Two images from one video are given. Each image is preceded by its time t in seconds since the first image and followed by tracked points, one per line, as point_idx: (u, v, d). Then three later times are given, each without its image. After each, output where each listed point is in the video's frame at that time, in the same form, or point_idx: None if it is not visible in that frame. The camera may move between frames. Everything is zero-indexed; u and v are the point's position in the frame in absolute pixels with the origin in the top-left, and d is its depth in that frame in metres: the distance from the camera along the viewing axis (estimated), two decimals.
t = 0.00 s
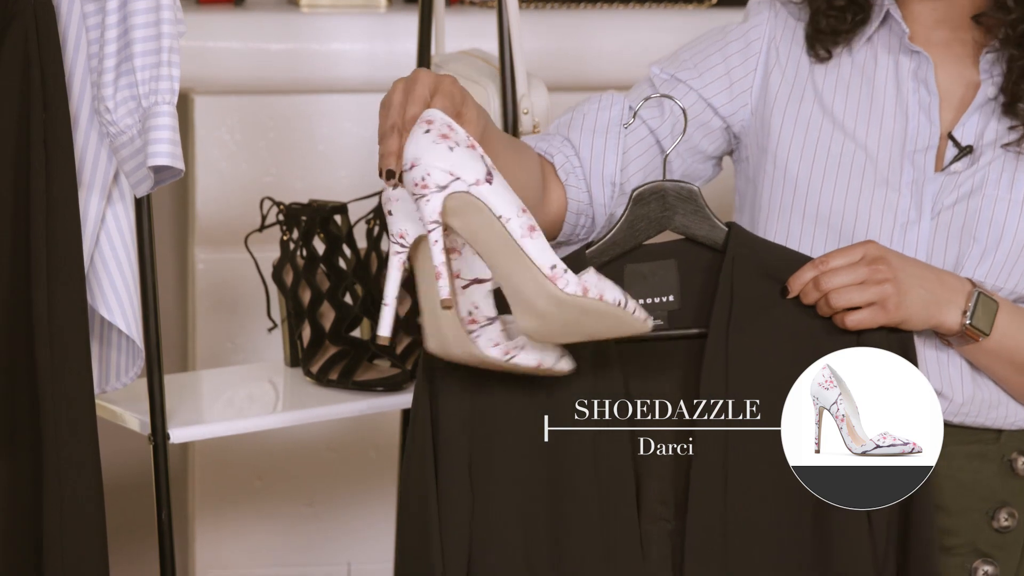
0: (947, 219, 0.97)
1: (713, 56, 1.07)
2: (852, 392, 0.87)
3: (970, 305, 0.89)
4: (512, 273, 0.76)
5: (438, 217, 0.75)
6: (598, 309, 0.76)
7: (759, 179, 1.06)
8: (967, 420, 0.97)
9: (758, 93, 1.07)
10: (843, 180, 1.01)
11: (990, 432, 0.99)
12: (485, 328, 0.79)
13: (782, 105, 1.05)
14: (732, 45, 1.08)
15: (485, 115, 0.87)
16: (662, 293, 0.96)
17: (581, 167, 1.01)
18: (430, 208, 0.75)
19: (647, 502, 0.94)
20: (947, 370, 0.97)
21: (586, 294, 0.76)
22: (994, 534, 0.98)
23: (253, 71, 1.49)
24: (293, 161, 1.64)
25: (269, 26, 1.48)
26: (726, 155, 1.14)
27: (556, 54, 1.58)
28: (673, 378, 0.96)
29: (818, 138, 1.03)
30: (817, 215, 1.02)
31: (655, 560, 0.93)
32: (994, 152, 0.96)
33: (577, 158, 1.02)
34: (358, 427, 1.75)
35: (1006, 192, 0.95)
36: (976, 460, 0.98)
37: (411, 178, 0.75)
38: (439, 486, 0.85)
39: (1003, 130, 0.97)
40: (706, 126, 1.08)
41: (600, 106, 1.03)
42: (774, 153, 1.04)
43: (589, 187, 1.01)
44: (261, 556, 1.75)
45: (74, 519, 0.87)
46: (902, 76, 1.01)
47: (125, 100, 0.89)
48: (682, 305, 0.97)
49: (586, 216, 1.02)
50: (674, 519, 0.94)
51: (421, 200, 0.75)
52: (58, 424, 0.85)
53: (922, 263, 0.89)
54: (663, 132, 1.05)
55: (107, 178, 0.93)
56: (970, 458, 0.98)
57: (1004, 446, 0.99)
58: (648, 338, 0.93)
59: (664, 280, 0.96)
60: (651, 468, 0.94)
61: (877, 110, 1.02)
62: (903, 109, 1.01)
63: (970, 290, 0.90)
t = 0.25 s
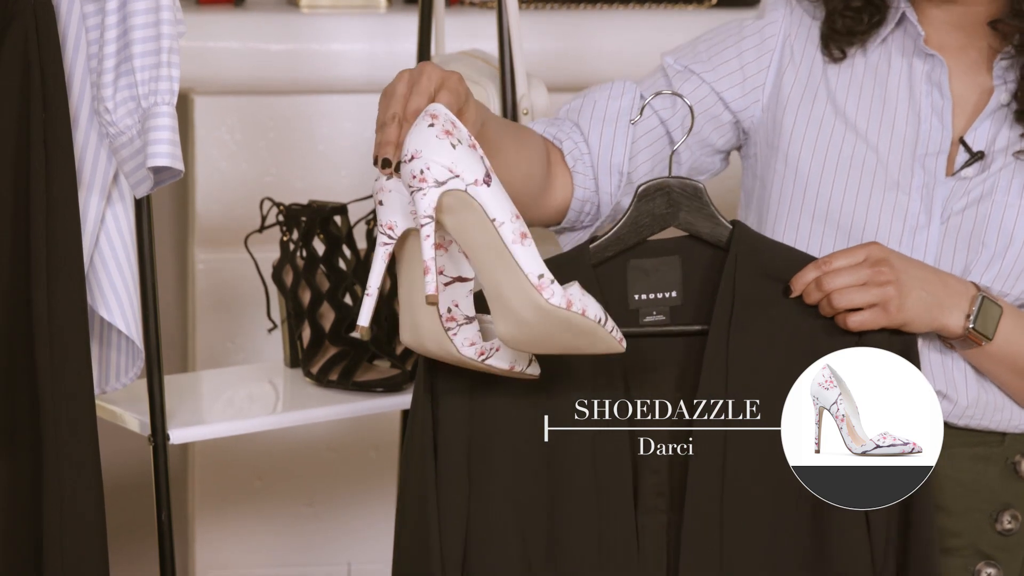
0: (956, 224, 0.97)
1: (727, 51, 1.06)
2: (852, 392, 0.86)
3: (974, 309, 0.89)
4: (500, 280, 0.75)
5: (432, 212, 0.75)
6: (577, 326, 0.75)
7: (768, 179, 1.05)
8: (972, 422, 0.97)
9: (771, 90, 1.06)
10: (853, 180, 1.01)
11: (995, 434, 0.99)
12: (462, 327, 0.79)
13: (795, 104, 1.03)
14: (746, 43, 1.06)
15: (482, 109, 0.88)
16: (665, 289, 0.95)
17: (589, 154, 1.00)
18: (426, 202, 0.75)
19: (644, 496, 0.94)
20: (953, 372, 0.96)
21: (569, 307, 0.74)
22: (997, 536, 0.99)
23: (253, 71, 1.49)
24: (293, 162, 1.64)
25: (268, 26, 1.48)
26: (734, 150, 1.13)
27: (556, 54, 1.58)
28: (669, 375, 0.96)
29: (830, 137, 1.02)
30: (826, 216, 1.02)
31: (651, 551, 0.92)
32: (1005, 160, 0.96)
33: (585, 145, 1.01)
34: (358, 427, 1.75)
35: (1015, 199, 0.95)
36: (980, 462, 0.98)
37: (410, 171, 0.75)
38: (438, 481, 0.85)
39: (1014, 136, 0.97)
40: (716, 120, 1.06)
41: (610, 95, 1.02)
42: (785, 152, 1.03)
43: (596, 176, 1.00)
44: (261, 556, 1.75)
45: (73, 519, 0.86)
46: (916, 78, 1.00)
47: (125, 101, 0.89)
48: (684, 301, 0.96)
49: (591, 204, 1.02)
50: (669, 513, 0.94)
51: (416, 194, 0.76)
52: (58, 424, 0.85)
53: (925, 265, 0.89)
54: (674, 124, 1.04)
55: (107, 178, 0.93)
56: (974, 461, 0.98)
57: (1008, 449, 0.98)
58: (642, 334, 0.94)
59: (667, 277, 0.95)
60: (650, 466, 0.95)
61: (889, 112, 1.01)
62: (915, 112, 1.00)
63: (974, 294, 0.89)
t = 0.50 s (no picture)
0: (966, 227, 0.97)
1: (739, 46, 1.06)
2: (851, 392, 0.86)
3: (982, 312, 0.88)
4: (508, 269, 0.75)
5: (439, 200, 0.75)
6: (585, 314, 0.76)
7: (778, 178, 1.06)
8: (980, 425, 0.96)
9: (782, 88, 1.06)
10: (863, 180, 1.01)
11: (1002, 438, 0.98)
12: (468, 319, 0.79)
13: (806, 103, 1.03)
14: (760, 40, 1.06)
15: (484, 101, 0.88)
16: (671, 289, 0.96)
17: (598, 146, 1.01)
18: (432, 191, 0.75)
19: (648, 495, 0.94)
20: (960, 376, 0.95)
21: (580, 294, 0.75)
22: (1004, 540, 0.98)
23: (253, 72, 1.49)
24: (293, 162, 1.64)
25: (268, 27, 1.48)
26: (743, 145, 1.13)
27: (556, 55, 1.58)
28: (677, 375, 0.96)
29: (841, 137, 1.02)
30: (836, 216, 1.02)
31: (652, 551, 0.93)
32: (1017, 163, 0.95)
33: (595, 138, 1.01)
34: (357, 427, 1.75)
35: None
36: (987, 465, 0.98)
37: (416, 159, 0.75)
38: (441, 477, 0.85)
39: None
40: (726, 115, 1.06)
41: (623, 87, 1.01)
42: (795, 151, 1.03)
43: (605, 169, 1.00)
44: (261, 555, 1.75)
45: (73, 519, 0.86)
46: (928, 79, 1.00)
47: (124, 102, 0.89)
48: (692, 302, 0.96)
49: (600, 197, 1.02)
50: (672, 511, 0.94)
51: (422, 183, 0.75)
52: (59, 424, 0.85)
53: (932, 268, 0.89)
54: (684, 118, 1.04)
55: (107, 178, 0.93)
56: (981, 463, 0.98)
57: (1015, 452, 0.98)
58: (648, 334, 0.94)
59: (673, 278, 0.95)
60: (651, 465, 0.95)
61: (901, 112, 1.01)
62: (926, 112, 1.00)
63: (982, 297, 0.89)
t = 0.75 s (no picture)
0: (975, 223, 0.97)
1: (751, 40, 1.06)
2: (851, 392, 0.87)
3: (988, 312, 0.88)
4: (520, 268, 0.75)
5: (451, 199, 0.74)
6: (596, 310, 0.76)
7: (788, 172, 1.06)
8: (988, 425, 0.95)
9: (793, 81, 1.06)
10: (873, 174, 1.00)
11: (1010, 438, 0.98)
12: (479, 315, 0.80)
13: (816, 98, 1.04)
14: (771, 33, 1.06)
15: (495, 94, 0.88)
16: (675, 290, 0.96)
17: (607, 138, 1.01)
18: (444, 189, 0.75)
19: (654, 497, 0.94)
20: (968, 375, 0.95)
21: (592, 294, 0.75)
22: (1013, 540, 0.97)
23: (253, 72, 1.48)
24: (292, 162, 1.64)
25: (267, 27, 1.48)
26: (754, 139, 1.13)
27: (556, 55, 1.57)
28: (680, 375, 0.96)
29: (851, 131, 1.02)
30: (845, 210, 1.02)
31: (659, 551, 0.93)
32: None
33: (603, 129, 1.01)
34: (356, 428, 1.75)
35: None
36: (996, 465, 0.97)
37: (428, 158, 0.75)
38: (444, 476, 0.87)
39: None
40: (737, 108, 1.06)
41: (633, 79, 1.02)
42: (805, 145, 1.04)
43: (613, 161, 1.01)
44: (261, 555, 1.75)
45: (73, 520, 0.86)
46: (940, 74, 1.00)
47: (124, 102, 0.89)
48: (695, 302, 0.96)
49: (607, 188, 1.02)
50: (678, 511, 0.94)
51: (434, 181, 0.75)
52: (58, 426, 0.85)
53: (938, 267, 0.89)
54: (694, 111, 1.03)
55: (106, 178, 0.92)
56: (989, 463, 0.97)
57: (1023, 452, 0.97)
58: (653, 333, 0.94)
59: (677, 278, 0.95)
60: (656, 466, 0.94)
61: (912, 107, 1.01)
62: (937, 107, 1.00)
63: (988, 297, 0.88)
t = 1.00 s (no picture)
0: (980, 223, 0.97)
1: (759, 36, 1.07)
2: (851, 392, 0.87)
3: (990, 311, 0.88)
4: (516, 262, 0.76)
5: (447, 192, 0.75)
6: (589, 307, 0.76)
7: (794, 170, 1.06)
8: (992, 425, 0.95)
9: (801, 78, 1.06)
10: (879, 172, 1.01)
11: (1015, 440, 0.98)
12: (477, 308, 0.80)
13: (823, 97, 1.04)
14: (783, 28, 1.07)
15: (500, 84, 0.88)
16: (676, 285, 0.96)
17: (611, 130, 1.01)
18: (441, 182, 0.75)
19: (655, 495, 0.95)
20: (971, 375, 0.95)
21: (586, 291, 0.75)
22: (1017, 542, 0.97)
23: (250, 73, 1.48)
24: (289, 162, 1.64)
25: (265, 27, 1.48)
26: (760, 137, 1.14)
27: (553, 56, 1.58)
28: (680, 374, 0.96)
29: (857, 129, 1.02)
30: (850, 209, 1.02)
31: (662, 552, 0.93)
32: None
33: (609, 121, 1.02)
34: (354, 427, 1.75)
35: None
36: (1000, 466, 0.97)
37: (425, 150, 0.75)
38: (444, 475, 0.87)
39: None
40: (742, 104, 1.07)
41: (640, 71, 1.03)
42: (812, 144, 1.04)
43: (617, 152, 1.01)
44: (259, 555, 1.75)
45: (71, 520, 0.86)
46: (949, 73, 1.00)
47: (121, 102, 0.88)
48: (696, 299, 0.97)
49: (610, 179, 1.02)
50: (679, 510, 0.95)
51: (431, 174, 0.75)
52: (58, 428, 0.85)
53: (942, 266, 0.89)
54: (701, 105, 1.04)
55: (103, 179, 0.92)
56: (994, 464, 0.97)
57: None
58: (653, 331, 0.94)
59: (678, 273, 0.95)
60: (655, 466, 0.95)
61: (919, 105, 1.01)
62: (945, 106, 1.00)
63: (990, 296, 0.89)
